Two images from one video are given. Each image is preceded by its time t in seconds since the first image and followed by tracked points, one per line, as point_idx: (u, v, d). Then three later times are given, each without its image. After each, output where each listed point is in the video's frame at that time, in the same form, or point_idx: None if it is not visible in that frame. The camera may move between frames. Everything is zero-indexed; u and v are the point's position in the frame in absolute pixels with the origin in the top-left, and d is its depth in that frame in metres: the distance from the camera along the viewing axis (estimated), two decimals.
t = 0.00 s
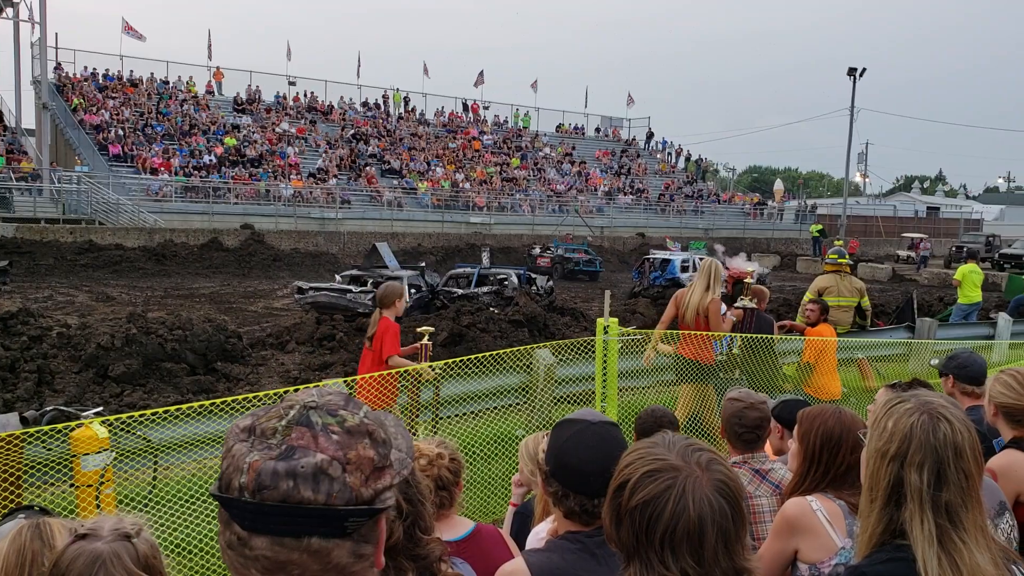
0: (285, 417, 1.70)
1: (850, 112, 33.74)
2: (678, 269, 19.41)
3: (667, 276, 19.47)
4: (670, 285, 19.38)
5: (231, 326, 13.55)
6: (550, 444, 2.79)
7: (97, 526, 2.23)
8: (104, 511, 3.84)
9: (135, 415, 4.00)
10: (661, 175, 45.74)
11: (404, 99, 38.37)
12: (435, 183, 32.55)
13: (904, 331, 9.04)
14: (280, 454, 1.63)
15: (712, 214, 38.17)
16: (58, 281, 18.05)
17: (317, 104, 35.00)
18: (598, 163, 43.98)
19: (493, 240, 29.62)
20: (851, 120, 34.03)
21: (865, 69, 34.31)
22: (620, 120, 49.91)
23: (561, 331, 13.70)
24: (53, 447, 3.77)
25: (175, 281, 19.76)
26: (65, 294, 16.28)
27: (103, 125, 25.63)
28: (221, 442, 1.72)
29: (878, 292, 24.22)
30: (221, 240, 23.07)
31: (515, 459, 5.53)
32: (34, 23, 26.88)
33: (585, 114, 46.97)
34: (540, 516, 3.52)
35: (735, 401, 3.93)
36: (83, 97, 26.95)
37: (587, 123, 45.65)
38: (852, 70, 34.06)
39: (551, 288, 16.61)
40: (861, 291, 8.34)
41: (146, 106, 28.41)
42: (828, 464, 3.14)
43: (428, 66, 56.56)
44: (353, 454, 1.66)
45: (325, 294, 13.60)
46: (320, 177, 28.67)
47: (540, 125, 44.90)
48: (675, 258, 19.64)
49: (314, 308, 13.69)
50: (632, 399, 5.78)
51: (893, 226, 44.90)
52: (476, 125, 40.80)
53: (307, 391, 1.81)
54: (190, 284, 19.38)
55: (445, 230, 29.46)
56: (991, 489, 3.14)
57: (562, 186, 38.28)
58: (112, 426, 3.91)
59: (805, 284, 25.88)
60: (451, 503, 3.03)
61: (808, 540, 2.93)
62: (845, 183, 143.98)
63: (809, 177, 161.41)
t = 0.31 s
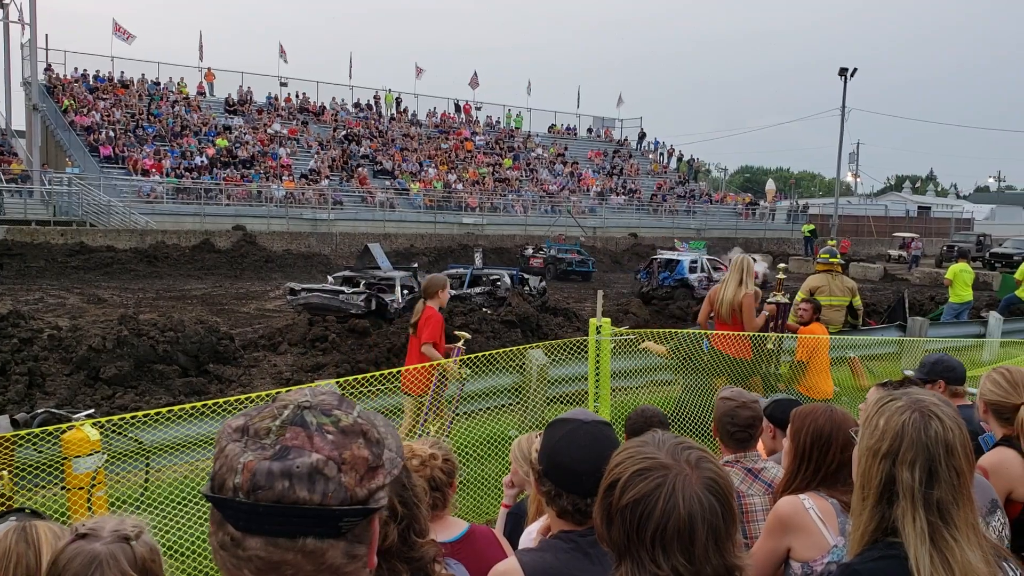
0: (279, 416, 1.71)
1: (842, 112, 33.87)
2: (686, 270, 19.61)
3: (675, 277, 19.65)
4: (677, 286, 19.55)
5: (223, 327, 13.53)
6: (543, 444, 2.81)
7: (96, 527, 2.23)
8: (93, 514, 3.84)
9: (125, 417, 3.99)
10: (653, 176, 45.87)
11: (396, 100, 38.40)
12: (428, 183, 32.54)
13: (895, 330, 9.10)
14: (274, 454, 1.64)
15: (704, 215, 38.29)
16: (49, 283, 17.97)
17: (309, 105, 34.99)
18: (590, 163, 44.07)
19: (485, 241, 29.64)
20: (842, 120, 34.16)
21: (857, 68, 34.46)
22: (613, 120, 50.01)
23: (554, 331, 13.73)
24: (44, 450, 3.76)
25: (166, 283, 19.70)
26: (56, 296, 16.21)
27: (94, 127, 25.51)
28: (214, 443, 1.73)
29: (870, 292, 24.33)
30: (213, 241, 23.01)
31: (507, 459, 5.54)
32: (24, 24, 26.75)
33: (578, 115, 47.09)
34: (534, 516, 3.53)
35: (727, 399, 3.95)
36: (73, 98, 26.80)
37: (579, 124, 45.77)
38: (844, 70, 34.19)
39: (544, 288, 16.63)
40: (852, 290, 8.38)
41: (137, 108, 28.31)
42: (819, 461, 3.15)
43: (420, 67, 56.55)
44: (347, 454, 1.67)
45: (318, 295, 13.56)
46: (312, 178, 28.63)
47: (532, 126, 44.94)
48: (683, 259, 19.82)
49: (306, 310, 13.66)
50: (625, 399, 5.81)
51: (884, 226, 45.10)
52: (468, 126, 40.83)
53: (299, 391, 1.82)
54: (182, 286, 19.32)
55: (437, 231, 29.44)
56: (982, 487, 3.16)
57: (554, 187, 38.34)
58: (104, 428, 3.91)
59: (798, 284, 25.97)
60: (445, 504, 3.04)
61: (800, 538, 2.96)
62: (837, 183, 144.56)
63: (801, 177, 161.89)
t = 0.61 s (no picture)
0: (283, 417, 1.70)
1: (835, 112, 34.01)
2: (698, 271, 19.61)
3: (687, 279, 19.67)
4: (690, 287, 19.55)
5: (217, 328, 13.51)
6: (537, 445, 2.81)
7: (97, 527, 2.24)
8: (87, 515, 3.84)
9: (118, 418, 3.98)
10: (646, 176, 45.96)
11: (389, 101, 38.42)
12: (422, 184, 32.52)
13: (889, 330, 9.15)
14: (280, 454, 1.63)
15: (698, 215, 38.39)
16: (41, 284, 17.91)
17: (302, 106, 34.97)
18: (584, 163, 44.13)
19: (479, 241, 29.61)
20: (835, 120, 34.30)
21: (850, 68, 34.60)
22: (606, 121, 50.10)
23: (548, 332, 13.76)
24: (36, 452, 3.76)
25: (160, 284, 19.65)
26: (49, 298, 16.17)
27: (87, 128, 25.41)
28: (216, 443, 1.71)
29: (863, 291, 24.42)
30: (206, 242, 22.95)
31: (501, 460, 5.56)
32: (16, 25, 26.63)
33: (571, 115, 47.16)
34: (528, 516, 3.53)
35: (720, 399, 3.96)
36: (66, 99, 26.69)
37: (572, 124, 45.85)
38: (836, 70, 34.32)
39: (538, 289, 16.65)
40: (845, 289, 8.42)
41: (130, 109, 28.23)
42: (809, 460, 3.17)
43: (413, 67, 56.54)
44: (353, 453, 1.68)
45: (312, 296, 13.53)
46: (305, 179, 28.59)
47: (526, 126, 44.97)
48: (693, 259, 19.77)
49: (300, 310, 13.63)
50: (619, 399, 5.83)
51: (878, 226, 45.27)
52: (462, 126, 40.85)
53: (300, 391, 1.81)
54: (175, 287, 19.27)
55: (431, 232, 29.43)
56: (974, 486, 3.19)
57: (548, 187, 38.38)
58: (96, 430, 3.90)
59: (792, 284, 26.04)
60: (443, 504, 3.05)
61: (793, 537, 2.98)
62: (829, 183, 145.03)
63: (794, 177, 162.44)
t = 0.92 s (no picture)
0: (285, 409, 1.70)
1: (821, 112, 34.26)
2: (698, 271, 19.71)
3: (688, 279, 19.77)
4: (690, 287, 19.72)
5: (202, 328, 13.45)
6: (526, 443, 2.83)
7: (80, 525, 2.23)
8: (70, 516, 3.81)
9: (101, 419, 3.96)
10: (633, 176, 46.11)
11: (375, 100, 38.37)
12: (409, 184, 32.46)
13: (874, 328, 9.23)
14: (286, 446, 1.65)
15: (685, 215, 38.57)
16: (25, 284, 17.75)
17: (289, 105, 34.87)
18: (571, 163, 44.23)
19: (466, 241, 29.60)
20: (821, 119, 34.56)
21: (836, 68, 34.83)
22: (594, 120, 50.23)
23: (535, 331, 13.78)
24: (19, 453, 3.72)
25: (145, 284, 19.53)
26: (33, 297, 16.02)
27: (71, 127, 25.18)
28: (216, 435, 1.70)
29: (849, 291, 24.61)
30: (192, 242, 22.81)
31: (486, 459, 5.59)
32: None
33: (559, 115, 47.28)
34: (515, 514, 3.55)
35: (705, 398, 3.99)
36: (50, 98, 26.40)
37: (559, 124, 45.93)
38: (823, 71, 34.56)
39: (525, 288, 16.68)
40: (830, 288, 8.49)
41: (115, 108, 28.02)
42: (792, 456, 3.21)
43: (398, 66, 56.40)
44: (357, 444, 1.70)
45: (298, 295, 13.48)
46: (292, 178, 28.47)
47: (514, 126, 44.99)
48: (693, 259, 19.91)
49: (287, 310, 13.58)
50: (606, 397, 5.86)
51: (863, 226, 45.63)
52: (449, 125, 40.83)
53: (298, 384, 1.81)
54: (160, 287, 19.15)
55: (418, 231, 29.37)
56: (957, 482, 3.23)
57: (535, 187, 38.41)
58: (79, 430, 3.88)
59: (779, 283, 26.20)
60: (437, 503, 3.06)
61: (780, 533, 3.01)
62: (815, 183, 146.05)
63: (779, 177, 163.44)
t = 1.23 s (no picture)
0: (277, 400, 1.73)
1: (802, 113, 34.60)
2: (687, 271, 19.87)
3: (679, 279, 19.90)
4: (681, 288, 19.93)
5: (183, 327, 13.36)
6: (508, 441, 2.86)
7: (51, 523, 2.23)
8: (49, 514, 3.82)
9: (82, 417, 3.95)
10: (616, 176, 46.30)
11: (358, 99, 38.28)
12: (392, 183, 32.40)
13: (855, 327, 9.35)
14: (279, 436, 1.67)
15: (667, 215, 38.81)
16: (4, 283, 17.54)
17: (271, 103, 34.71)
18: (555, 163, 44.34)
19: (450, 240, 29.59)
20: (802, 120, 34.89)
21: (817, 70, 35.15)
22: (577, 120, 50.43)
23: (518, 330, 13.83)
24: None
25: (126, 283, 19.37)
26: (11, 296, 15.84)
27: (50, 125, 24.90)
28: (208, 428, 1.72)
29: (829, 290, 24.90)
30: (173, 241, 22.62)
31: (470, 458, 5.63)
32: None
33: (542, 115, 47.40)
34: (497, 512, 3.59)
35: (687, 397, 4.04)
36: (28, 95, 26.07)
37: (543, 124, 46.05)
38: (804, 72, 34.91)
39: (508, 288, 16.72)
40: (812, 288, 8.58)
41: (95, 105, 27.75)
42: (766, 451, 3.27)
43: (382, 66, 56.24)
44: (348, 433, 1.74)
45: (280, 295, 13.40)
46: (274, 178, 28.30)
47: (497, 125, 45.03)
48: (683, 260, 20.12)
49: (268, 309, 13.52)
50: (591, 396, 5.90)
51: (844, 226, 46.12)
52: (432, 125, 40.81)
53: (287, 376, 1.84)
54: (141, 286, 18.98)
55: (401, 231, 29.30)
56: (936, 476, 3.28)
57: (519, 187, 38.46)
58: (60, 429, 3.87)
59: (761, 282, 26.43)
60: (422, 500, 3.08)
61: (759, 528, 3.06)
62: (796, 183, 147.24)
63: (760, 177, 164.77)
